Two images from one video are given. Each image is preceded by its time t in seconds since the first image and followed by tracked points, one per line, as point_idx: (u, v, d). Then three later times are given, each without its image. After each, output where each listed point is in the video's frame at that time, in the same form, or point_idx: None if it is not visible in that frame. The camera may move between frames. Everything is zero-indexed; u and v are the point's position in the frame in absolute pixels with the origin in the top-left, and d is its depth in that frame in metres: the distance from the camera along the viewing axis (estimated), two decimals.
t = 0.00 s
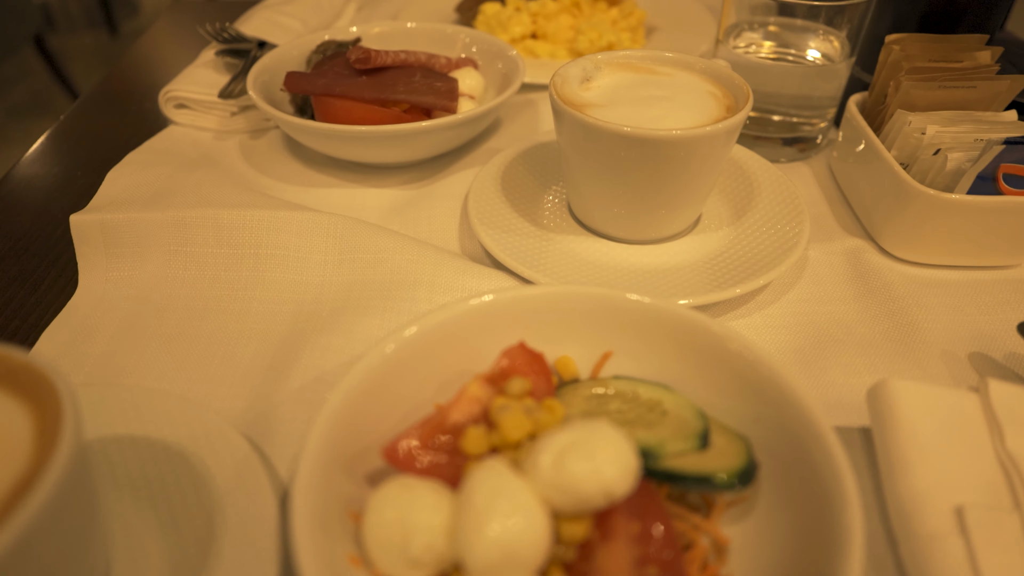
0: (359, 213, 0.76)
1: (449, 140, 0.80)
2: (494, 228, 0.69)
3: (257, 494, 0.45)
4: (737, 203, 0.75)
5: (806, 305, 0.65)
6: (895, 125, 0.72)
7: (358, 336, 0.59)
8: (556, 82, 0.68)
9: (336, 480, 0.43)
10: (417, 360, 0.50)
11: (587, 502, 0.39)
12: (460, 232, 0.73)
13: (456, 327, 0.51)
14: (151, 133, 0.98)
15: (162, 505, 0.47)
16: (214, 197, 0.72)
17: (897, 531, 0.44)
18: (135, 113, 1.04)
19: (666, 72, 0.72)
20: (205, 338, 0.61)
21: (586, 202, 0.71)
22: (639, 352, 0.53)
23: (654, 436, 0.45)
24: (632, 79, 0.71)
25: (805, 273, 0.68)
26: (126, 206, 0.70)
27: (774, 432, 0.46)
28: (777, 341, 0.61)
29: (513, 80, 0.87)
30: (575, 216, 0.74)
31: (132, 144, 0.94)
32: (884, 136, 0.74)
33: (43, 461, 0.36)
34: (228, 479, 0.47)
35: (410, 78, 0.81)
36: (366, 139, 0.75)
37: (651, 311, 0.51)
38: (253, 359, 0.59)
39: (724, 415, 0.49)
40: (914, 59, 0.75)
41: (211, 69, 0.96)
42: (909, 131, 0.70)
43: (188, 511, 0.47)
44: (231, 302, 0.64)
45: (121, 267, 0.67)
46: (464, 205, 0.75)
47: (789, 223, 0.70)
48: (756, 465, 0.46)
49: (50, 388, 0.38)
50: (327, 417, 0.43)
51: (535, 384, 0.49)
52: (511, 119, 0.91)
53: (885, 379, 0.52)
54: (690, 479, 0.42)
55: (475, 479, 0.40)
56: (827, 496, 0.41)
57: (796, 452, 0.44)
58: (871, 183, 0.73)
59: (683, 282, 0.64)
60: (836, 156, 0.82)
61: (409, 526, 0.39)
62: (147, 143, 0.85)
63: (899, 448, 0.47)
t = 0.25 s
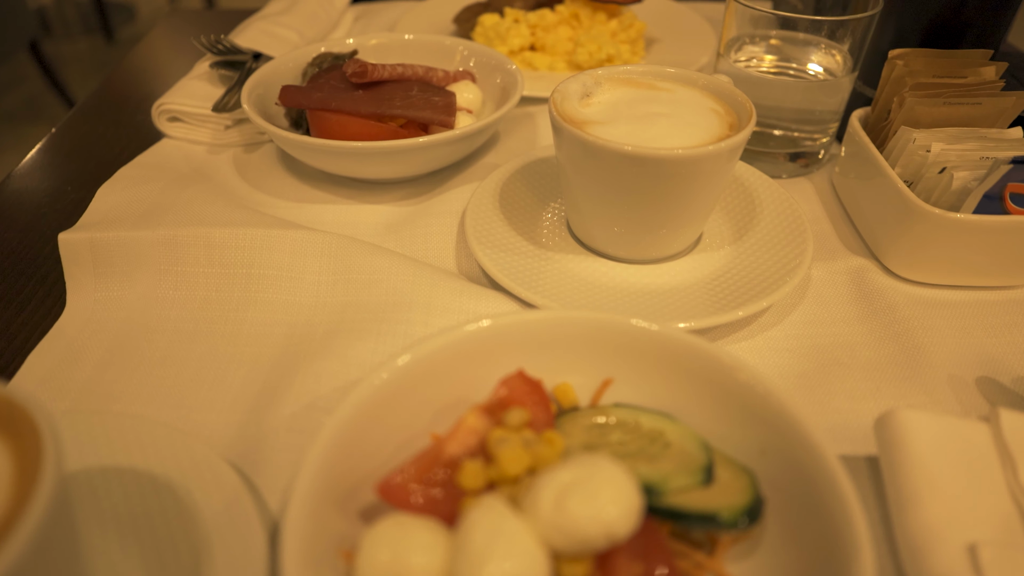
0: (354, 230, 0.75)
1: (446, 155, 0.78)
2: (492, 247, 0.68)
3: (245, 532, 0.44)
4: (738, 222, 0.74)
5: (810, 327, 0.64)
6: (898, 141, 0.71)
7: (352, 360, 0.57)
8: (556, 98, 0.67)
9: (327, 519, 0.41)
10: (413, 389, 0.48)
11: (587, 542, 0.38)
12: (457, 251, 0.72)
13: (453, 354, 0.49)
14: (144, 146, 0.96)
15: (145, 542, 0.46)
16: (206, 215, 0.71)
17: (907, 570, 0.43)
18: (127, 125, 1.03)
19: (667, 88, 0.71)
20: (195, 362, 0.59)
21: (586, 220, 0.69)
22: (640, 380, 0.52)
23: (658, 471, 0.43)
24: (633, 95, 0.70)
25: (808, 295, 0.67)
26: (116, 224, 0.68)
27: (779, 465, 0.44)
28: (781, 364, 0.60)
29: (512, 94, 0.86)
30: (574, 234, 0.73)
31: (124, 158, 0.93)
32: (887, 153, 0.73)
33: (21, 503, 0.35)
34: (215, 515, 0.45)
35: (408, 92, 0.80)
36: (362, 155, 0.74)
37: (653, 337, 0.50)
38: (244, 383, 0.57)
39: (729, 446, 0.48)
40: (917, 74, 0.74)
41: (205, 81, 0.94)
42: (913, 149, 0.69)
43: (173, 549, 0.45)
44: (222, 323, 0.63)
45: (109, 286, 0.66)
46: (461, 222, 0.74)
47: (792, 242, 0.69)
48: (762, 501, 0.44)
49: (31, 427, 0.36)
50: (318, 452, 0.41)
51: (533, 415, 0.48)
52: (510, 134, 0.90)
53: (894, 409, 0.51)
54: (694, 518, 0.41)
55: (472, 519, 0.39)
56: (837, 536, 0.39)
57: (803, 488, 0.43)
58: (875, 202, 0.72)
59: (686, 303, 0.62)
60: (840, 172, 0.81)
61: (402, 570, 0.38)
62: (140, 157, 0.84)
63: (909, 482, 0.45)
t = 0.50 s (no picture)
0: (352, 249, 0.74)
1: (445, 172, 0.77)
2: (492, 269, 0.67)
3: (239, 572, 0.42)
4: (741, 242, 0.73)
5: (816, 350, 0.62)
6: (904, 160, 0.70)
7: (349, 387, 0.56)
8: (557, 115, 0.66)
9: (324, 560, 0.40)
10: (411, 420, 0.47)
11: None
12: (456, 271, 0.70)
13: (453, 384, 0.48)
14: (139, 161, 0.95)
15: None
16: (202, 234, 0.70)
17: None
18: (122, 138, 1.02)
19: (669, 105, 0.69)
20: (189, 388, 0.58)
21: (587, 241, 0.68)
22: (644, 410, 0.50)
23: (661, 508, 0.43)
24: (634, 113, 0.69)
25: (813, 316, 0.66)
26: (109, 245, 0.67)
27: (786, 502, 0.43)
28: (787, 390, 0.59)
29: (512, 108, 0.85)
30: (575, 254, 0.72)
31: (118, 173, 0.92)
32: (892, 171, 0.72)
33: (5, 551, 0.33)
34: (208, 554, 0.44)
35: (406, 108, 0.79)
36: (360, 173, 0.73)
37: (657, 367, 0.49)
38: (239, 411, 0.56)
39: (735, 480, 0.46)
40: (923, 91, 0.73)
41: (201, 94, 0.93)
42: (919, 167, 0.68)
43: None
44: (217, 347, 0.62)
45: (101, 309, 0.65)
46: (460, 241, 0.73)
47: (796, 262, 0.68)
48: (770, 539, 0.43)
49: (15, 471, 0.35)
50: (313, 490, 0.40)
51: (534, 449, 0.48)
52: (510, 149, 0.89)
53: (903, 439, 0.50)
54: (699, 560, 0.40)
55: (473, 564, 0.38)
56: None
57: (811, 524, 0.41)
58: (881, 220, 0.71)
59: (689, 327, 0.61)
60: (844, 188, 0.80)
61: None
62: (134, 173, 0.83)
63: (921, 518, 0.44)
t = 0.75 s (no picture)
0: (351, 268, 0.73)
1: (445, 190, 0.76)
2: (493, 291, 0.66)
3: None
4: (746, 262, 0.72)
5: (822, 373, 0.61)
6: (912, 179, 0.69)
7: (347, 415, 0.55)
8: (558, 135, 0.65)
9: None
10: (410, 455, 0.46)
11: None
12: (456, 293, 0.69)
13: (452, 417, 0.47)
14: (136, 176, 0.94)
15: None
16: (198, 255, 0.69)
17: None
18: (119, 153, 1.01)
19: (672, 123, 0.69)
20: (184, 415, 0.57)
21: (589, 262, 0.67)
22: (648, 442, 0.49)
23: (668, 549, 0.43)
24: (637, 131, 0.68)
25: (820, 337, 0.65)
26: (104, 267, 0.66)
27: (794, 541, 0.42)
28: (794, 416, 0.57)
29: (513, 124, 0.84)
30: (577, 275, 0.71)
31: (114, 189, 0.91)
32: (899, 190, 0.71)
33: None
34: None
35: (405, 124, 0.78)
36: (358, 192, 0.72)
37: (661, 399, 0.48)
38: (235, 440, 0.55)
39: (742, 515, 0.45)
40: (930, 108, 0.72)
41: (198, 109, 0.92)
42: (927, 187, 0.67)
43: None
44: (212, 372, 0.60)
45: (96, 333, 0.64)
46: (461, 261, 0.72)
47: (801, 283, 0.67)
48: None
49: None
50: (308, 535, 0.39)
51: (536, 484, 0.47)
52: (510, 164, 0.87)
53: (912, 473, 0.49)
54: None
55: None
56: None
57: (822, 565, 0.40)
58: (888, 240, 0.70)
59: (693, 352, 0.60)
60: (850, 205, 0.79)
61: None
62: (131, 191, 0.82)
63: (934, 557, 0.43)
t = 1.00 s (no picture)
0: (349, 288, 0.72)
1: (445, 208, 0.75)
2: (494, 313, 0.65)
3: None
4: (751, 282, 0.71)
5: (830, 399, 0.60)
6: (920, 198, 0.68)
7: (344, 443, 0.54)
8: (560, 153, 0.64)
9: None
10: (408, 490, 0.45)
11: None
12: (456, 313, 0.68)
13: (452, 450, 0.46)
14: (133, 190, 0.93)
15: None
16: (194, 277, 0.68)
17: None
18: (116, 167, 1.00)
19: (676, 142, 0.68)
20: (178, 442, 0.56)
21: (591, 283, 0.66)
22: (652, 474, 0.48)
23: None
24: (641, 150, 0.67)
25: (827, 361, 0.64)
26: (99, 289, 0.65)
27: None
28: (801, 443, 0.56)
29: (514, 140, 0.83)
30: (579, 296, 0.70)
31: (111, 203, 0.90)
32: (907, 209, 0.70)
33: None
34: None
35: (405, 141, 0.77)
36: (357, 210, 0.71)
37: (667, 432, 0.47)
38: (230, 468, 0.54)
39: (748, 553, 0.44)
40: (938, 125, 0.71)
41: (196, 123, 0.91)
42: (935, 208, 0.66)
43: None
44: (208, 397, 0.59)
45: (89, 356, 0.63)
46: (461, 280, 0.71)
47: (808, 305, 0.65)
48: None
49: None
50: None
51: (539, 521, 0.46)
52: (512, 180, 0.87)
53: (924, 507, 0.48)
54: None
55: None
56: None
57: None
58: (896, 260, 0.69)
59: (699, 377, 0.59)
60: (857, 223, 0.78)
61: None
62: (127, 208, 0.81)
63: None
